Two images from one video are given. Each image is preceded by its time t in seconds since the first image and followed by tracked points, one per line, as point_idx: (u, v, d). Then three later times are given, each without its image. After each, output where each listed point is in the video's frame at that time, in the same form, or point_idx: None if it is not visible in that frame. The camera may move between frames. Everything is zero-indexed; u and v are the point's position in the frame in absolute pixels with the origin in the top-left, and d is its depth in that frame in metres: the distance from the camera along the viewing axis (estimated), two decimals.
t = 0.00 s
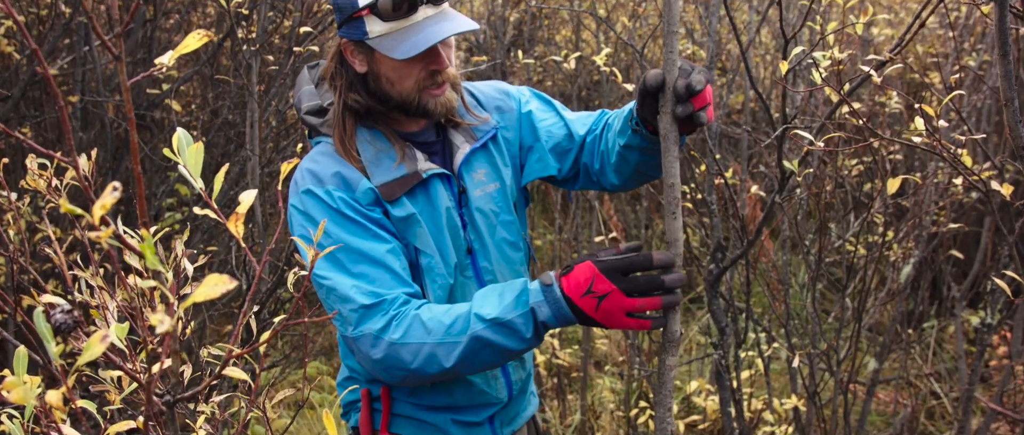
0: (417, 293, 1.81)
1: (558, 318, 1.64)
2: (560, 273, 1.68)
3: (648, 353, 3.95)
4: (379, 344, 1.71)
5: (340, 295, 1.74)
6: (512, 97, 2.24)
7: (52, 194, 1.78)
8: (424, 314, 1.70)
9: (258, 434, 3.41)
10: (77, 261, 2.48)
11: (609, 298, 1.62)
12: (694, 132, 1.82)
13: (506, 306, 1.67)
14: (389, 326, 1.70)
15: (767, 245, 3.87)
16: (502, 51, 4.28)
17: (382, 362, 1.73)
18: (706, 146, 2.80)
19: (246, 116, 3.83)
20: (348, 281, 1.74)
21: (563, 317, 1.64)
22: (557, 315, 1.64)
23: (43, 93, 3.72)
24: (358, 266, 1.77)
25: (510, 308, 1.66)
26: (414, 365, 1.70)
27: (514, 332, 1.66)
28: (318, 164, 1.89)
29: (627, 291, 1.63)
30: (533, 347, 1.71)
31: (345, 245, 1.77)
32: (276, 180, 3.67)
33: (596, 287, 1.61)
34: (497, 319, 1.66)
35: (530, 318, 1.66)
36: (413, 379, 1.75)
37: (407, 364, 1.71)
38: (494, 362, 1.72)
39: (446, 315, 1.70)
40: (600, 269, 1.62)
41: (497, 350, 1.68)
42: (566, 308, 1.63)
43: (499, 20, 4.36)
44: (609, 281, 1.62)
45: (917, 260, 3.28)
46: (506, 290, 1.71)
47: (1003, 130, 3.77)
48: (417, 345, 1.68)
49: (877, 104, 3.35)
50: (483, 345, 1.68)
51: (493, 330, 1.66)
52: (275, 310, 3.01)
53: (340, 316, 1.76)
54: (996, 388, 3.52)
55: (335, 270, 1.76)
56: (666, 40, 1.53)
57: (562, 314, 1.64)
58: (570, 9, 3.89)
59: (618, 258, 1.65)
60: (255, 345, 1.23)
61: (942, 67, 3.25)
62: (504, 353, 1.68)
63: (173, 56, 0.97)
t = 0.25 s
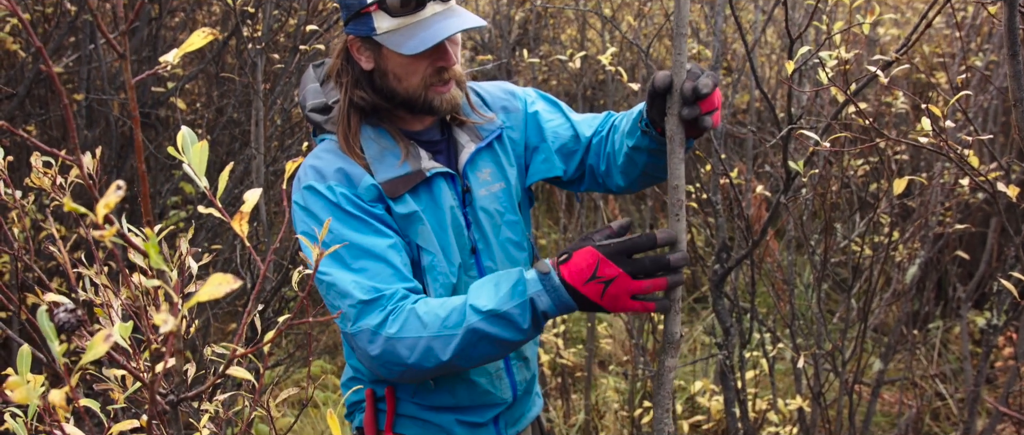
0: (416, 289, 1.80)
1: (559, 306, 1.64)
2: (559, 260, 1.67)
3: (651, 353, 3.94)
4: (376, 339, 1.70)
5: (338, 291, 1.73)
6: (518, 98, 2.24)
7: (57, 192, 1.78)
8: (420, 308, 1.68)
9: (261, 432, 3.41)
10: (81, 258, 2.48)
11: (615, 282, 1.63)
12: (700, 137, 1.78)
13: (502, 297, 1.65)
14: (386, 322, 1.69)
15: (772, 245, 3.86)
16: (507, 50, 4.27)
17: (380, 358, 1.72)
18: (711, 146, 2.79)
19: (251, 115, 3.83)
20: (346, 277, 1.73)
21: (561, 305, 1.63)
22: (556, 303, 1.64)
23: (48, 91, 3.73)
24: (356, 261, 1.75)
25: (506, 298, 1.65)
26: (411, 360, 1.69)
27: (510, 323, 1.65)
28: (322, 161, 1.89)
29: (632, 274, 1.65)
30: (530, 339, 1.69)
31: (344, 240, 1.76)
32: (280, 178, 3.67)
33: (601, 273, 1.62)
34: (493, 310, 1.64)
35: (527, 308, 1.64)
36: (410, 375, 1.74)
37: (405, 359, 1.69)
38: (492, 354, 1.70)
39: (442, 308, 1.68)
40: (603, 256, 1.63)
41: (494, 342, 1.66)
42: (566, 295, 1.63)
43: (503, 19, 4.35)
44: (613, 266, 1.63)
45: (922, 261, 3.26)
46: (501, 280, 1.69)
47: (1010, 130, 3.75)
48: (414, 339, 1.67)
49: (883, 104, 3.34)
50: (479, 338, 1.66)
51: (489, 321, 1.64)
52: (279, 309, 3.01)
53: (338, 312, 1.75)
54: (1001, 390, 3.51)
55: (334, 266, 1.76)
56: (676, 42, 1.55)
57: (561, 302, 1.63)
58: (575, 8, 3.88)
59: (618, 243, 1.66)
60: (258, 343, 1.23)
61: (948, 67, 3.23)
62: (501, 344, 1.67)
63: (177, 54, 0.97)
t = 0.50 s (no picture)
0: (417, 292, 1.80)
1: (559, 317, 1.63)
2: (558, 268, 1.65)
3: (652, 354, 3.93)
4: (375, 342, 1.69)
5: (338, 292, 1.72)
6: (522, 99, 2.23)
7: (57, 191, 1.77)
8: (421, 312, 1.68)
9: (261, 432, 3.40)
10: (81, 257, 2.47)
11: (612, 293, 1.60)
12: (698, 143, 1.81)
13: (505, 306, 1.65)
14: (386, 324, 1.68)
15: (774, 247, 3.85)
16: (509, 50, 4.27)
17: (378, 360, 1.71)
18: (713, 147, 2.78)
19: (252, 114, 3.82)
20: (347, 278, 1.73)
21: (562, 316, 1.63)
22: (557, 314, 1.63)
23: (49, 90, 3.72)
24: (357, 263, 1.75)
25: (509, 307, 1.65)
26: (410, 363, 1.68)
27: (511, 332, 1.64)
28: (324, 160, 1.88)
29: (628, 284, 1.62)
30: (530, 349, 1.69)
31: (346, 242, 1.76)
32: (281, 178, 3.66)
33: (596, 284, 1.59)
34: (495, 319, 1.64)
35: (529, 318, 1.64)
36: (408, 378, 1.74)
37: (404, 362, 1.69)
38: (491, 362, 1.70)
39: (444, 314, 1.68)
40: (597, 267, 1.60)
41: (494, 350, 1.66)
42: (566, 306, 1.62)
43: (505, 19, 4.34)
44: (609, 277, 1.60)
45: (925, 264, 3.25)
46: (504, 290, 1.69)
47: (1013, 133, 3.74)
48: (414, 343, 1.67)
49: (886, 106, 3.33)
50: (480, 345, 1.66)
51: (491, 329, 1.64)
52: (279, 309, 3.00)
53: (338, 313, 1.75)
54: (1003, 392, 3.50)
55: (334, 267, 1.75)
56: (675, 49, 1.53)
57: (562, 312, 1.62)
58: (577, 8, 3.87)
59: (614, 252, 1.62)
60: (259, 346, 1.22)
61: (952, 69, 3.22)
62: (501, 353, 1.66)
63: (180, 53, 0.96)
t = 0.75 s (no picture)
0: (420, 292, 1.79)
1: (564, 314, 1.62)
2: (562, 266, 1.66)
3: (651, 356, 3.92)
4: (380, 342, 1.68)
5: (342, 292, 1.71)
6: (523, 101, 2.23)
7: (56, 191, 1.76)
8: (426, 311, 1.67)
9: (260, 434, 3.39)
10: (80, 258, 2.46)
11: (613, 289, 1.60)
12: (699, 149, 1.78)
13: (511, 303, 1.64)
14: (391, 324, 1.67)
15: (774, 249, 3.85)
16: (510, 52, 4.26)
17: (383, 361, 1.70)
18: (715, 149, 2.78)
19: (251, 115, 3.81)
20: (351, 278, 1.72)
21: (568, 313, 1.62)
22: (563, 311, 1.62)
23: (48, 89, 3.71)
24: (361, 263, 1.74)
25: (515, 305, 1.64)
26: (415, 363, 1.67)
27: (518, 329, 1.64)
28: (324, 161, 1.87)
29: (630, 281, 1.62)
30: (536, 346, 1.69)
31: (349, 242, 1.75)
32: (280, 178, 3.65)
33: (598, 279, 1.60)
34: (502, 316, 1.63)
35: (535, 315, 1.64)
36: (413, 379, 1.72)
37: (410, 362, 1.68)
38: (497, 361, 1.69)
39: (449, 313, 1.67)
40: (600, 261, 1.61)
41: (500, 349, 1.65)
42: (571, 303, 1.62)
43: (505, 20, 4.34)
44: (610, 273, 1.60)
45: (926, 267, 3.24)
46: (510, 288, 1.69)
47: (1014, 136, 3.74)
48: (420, 342, 1.66)
49: (887, 109, 3.32)
50: (486, 343, 1.65)
51: (497, 327, 1.63)
52: (278, 310, 2.99)
53: (341, 314, 1.73)
54: (1003, 396, 3.49)
55: (338, 267, 1.74)
56: (675, 58, 1.53)
57: (566, 310, 1.62)
58: (578, 9, 3.87)
59: (616, 249, 1.63)
60: (259, 349, 1.21)
61: (954, 71, 3.22)
62: (507, 351, 1.66)
63: (182, 53, 0.95)
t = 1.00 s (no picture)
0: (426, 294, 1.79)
1: (575, 316, 1.61)
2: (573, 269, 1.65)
3: (649, 361, 3.92)
4: (389, 342, 1.67)
5: (350, 291, 1.70)
6: (520, 108, 2.23)
7: (52, 199, 1.74)
8: (436, 311, 1.66)
9: None
10: (76, 264, 2.45)
11: (625, 291, 1.58)
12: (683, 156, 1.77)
13: (523, 305, 1.64)
14: (400, 323, 1.67)
15: (772, 254, 3.85)
16: (507, 57, 4.26)
17: (391, 362, 1.69)
18: (712, 154, 2.78)
19: (248, 121, 3.81)
20: (359, 277, 1.71)
21: (580, 317, 1.61)
22: (576, 315, 1.61)
23: (43, 96, 3.70)
24: (370, 263, 1.73)
25: (527, 307, 1.63)
26: (424, 364, 1.66)
27: (529, 332, 1.63)
28: (325, 164, 1.87)
29: (643, 281, 1.60)
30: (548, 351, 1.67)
31: (359, 241, 1.74)
32: (277, 184, 3.64)
33: (610, 281, 1.58)
34: (514, 317, 1.63)
35: (547, 318, 1.63)
36: (422, 380, 1.71)
37: (418, 363, 1.66)
38: (508, 364, 1.68)
39: (460, 313, 1.67)
40: (612, 262, 1.60)
41: (511, 351, 1.64)
42: (583, 305, 1.61)
43: (502, 25, 4.34)
44: (623, 274, 1.58)
45: (924, 271, 3.24)
46: (522, 291, 1.68)
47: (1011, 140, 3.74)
48: (429, 342, 1.65)
49: (884, 114, 3.33)
50: (497, 344, 1.64)
51: (508, 328, 1.62)
52: (275, 317, 2.98)
53: (349, 314, 1.72)
54: (1001, 400, 3.49)
55: (345, 267, 1.73)
56: (662, 66, 1.52)
57: (579, 313, 1.61)
58: (575, 15, 3.87)
59: (627, 250, 1.61)
60: (258, 357, 1.20)
61: (950, 76, 3.22)
62: (518, 354, 1.65)
63: (178, 61, 0.94)
